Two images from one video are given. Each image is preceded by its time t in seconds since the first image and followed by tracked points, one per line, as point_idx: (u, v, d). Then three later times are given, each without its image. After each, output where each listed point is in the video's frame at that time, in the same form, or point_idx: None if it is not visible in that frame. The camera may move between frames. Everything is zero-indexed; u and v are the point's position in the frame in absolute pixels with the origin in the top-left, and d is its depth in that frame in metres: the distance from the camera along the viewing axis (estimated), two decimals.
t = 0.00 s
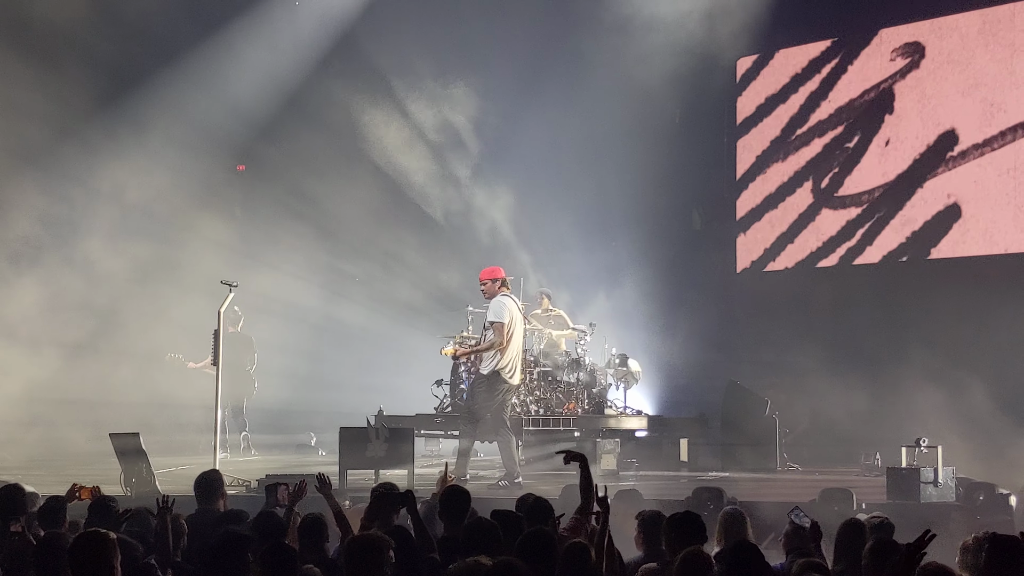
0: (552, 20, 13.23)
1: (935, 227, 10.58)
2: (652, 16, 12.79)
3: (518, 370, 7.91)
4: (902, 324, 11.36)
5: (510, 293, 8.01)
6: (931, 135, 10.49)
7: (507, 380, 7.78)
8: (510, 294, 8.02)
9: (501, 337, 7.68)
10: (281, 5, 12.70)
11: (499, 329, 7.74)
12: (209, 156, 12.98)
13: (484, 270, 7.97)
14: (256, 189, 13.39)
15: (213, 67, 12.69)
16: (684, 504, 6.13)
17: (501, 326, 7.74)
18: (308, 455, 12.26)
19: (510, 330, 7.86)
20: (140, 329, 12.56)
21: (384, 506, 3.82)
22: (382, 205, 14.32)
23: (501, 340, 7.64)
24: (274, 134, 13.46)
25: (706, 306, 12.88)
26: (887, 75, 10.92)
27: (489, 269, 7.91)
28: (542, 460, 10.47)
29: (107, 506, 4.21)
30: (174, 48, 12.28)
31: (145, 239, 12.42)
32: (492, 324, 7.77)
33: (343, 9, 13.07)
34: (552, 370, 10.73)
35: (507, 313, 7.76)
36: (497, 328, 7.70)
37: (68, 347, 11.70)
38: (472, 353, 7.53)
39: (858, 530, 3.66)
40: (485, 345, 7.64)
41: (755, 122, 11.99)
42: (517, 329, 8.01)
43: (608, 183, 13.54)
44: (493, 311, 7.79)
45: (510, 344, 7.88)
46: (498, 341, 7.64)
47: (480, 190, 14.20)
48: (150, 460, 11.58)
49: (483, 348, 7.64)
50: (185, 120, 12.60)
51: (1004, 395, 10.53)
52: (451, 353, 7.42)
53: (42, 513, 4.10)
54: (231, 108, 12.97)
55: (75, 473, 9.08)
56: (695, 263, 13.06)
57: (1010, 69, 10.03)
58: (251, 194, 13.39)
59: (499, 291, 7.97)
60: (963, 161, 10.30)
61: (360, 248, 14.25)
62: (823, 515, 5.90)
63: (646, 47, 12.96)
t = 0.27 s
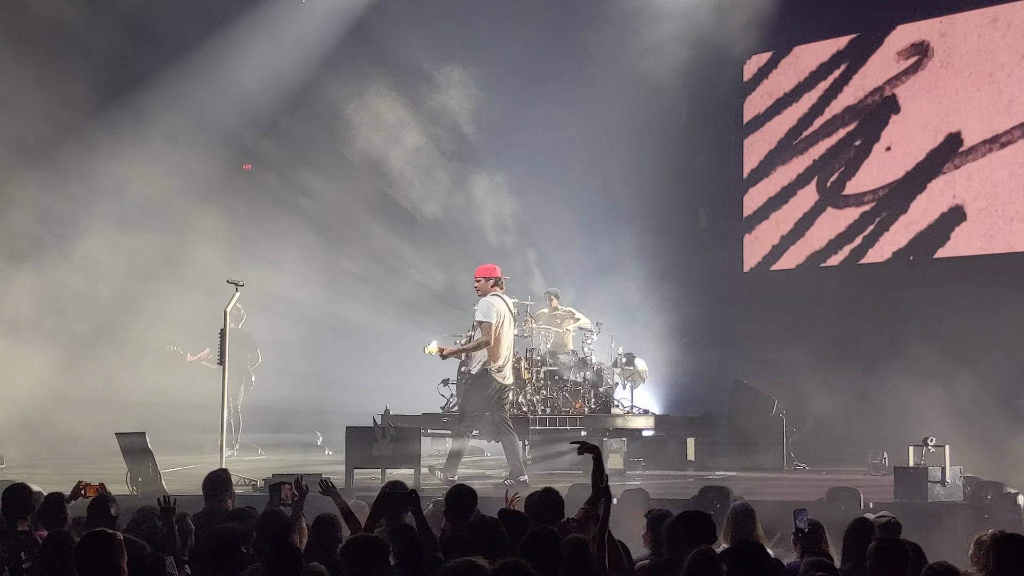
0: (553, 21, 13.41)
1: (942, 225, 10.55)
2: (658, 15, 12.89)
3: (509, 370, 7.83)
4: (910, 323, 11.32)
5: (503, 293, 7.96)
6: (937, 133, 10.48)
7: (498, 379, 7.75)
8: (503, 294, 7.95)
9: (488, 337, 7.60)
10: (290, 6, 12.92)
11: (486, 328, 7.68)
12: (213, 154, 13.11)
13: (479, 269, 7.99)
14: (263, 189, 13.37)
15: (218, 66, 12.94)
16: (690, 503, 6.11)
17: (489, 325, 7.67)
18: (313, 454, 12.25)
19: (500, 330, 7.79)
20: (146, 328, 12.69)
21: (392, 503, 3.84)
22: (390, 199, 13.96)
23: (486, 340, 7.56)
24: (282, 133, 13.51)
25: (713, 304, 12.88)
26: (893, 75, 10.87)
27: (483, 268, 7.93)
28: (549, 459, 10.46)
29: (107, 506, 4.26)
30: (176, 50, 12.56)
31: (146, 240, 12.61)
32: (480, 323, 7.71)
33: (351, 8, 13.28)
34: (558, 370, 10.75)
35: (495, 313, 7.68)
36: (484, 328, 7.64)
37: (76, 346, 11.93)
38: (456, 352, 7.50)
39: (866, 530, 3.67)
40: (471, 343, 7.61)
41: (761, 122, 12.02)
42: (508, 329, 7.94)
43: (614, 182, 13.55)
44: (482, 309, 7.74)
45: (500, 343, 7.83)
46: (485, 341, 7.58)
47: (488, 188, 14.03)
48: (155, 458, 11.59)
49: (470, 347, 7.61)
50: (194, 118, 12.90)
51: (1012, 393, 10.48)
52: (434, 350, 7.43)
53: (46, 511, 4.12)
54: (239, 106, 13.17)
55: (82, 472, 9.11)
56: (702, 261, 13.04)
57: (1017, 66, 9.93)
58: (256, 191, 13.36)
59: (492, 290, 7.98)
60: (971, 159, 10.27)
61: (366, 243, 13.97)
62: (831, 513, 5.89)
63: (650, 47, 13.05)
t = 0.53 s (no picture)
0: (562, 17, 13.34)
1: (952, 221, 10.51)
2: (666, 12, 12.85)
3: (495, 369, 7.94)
4: (921, 320, 11.30)
5: (491, 292, 8.03)
6: (947, 129, 10.47)
7: (487, 377, 7.87)
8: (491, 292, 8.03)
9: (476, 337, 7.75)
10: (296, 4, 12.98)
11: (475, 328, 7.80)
12: (221, 152, 13.47)
13: (465, 267, 8.00)
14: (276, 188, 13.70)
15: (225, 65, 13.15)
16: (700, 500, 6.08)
17: (478, 325, 7.79)
18: (323, 452, 12.31)
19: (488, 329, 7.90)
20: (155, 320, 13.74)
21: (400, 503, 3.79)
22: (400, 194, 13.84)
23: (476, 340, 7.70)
24: (291, 131, 13.57)
25: (723, 301, 12.87)
26: (904, 70, 10.86)
27: (470, 267, 7.95)
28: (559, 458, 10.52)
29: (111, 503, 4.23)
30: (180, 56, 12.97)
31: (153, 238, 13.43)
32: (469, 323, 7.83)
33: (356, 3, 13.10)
34: (567, 367, 10.77)
35: (483, 314, 7.80)
36: (473, 328, 7.77)
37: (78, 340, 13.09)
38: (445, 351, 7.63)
39: (876, 528, 3.67)
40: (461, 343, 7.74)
41: (770, 117, 11.97)
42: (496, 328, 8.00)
43: (624, 179, 13.51)
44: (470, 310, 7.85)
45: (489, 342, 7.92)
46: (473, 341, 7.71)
47: (498, 185, 13.81)
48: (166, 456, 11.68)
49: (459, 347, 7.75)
50: (203, 116, 13.25)
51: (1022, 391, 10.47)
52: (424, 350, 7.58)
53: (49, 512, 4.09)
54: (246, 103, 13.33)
55: (93, 470, 9.16)
56: (712, 258, 13.02)
57: None
58: (268, 190, 13.68)
59: (479, 289, 8.01)
60: (981, 155, 10.25)
61: (375, 239, 13.93)
62: (841, 511, 5.88)
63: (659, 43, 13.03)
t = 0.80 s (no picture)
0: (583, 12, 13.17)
1: (971, 218, 10.49)
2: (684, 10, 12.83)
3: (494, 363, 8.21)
4: (941, 316, 11.29)
5: (490, 287, 8.37)
6: (966, 126, 10.44)
7: (484, 369, 8.12)
8: (490, 288, 8.35)
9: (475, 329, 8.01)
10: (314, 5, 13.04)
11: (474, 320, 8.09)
12: (239, 154, 13.48)
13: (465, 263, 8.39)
14: (293, 187, 13.67)
15: (247, 62, 13.21)
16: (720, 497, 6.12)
17: (477, 318, 8.10)
18: (343, 450, 12.41)
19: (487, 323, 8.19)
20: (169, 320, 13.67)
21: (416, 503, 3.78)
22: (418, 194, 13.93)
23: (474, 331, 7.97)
24: (309, 131, 13.65)
25: (742, 296, 12.86)
26: (923, 66, 10.83)
27: (470, 262, 8.34)
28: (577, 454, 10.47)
29: (127, 502, 4.22)
30: (199, 55, 12.98)
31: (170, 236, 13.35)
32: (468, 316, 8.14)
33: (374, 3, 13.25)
34: (586, 364, 10.77)
35: (482, 306, 8.10)
36: (472, 320, 8.06)
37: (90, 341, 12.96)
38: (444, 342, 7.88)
39: (897, 524, 3.69)
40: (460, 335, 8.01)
41: (788, 115, 11.96)
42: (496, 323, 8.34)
43: (642, 176, 13.50)
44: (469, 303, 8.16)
45: (488, 337, 8.22)
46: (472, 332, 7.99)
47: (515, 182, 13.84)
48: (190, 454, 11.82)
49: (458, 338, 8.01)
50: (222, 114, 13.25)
51: None
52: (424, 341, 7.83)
53: (74, 507, 4.04)
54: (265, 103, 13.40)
55: (112, 468, 9.23)
56: (730, 254, 13.02)
57: None
58: (282, 188, 13.64)
59: (479, 284, 8.39)
60: (1001, 152, 10.23)
61: (394, 236, 14.03)
62: (860, 509, 5.86)
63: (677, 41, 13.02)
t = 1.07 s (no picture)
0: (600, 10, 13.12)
1: (992, 215, 10.49)
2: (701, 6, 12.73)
3: (497, 360, 8.23)
4: (962, 313, 11.28)
5: (493, 286, 8.33)
6: (986, 122, 10.41)
7: (489, 367, 8.13)
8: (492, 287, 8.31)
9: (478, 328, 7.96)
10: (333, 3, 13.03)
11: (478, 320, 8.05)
12: (257, 153, 13.52)
13: (467, 262, 8.34)
14: (312, 187, 13.76)
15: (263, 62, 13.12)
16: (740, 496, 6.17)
17: (480, 317, 8.06)
18: (363, 449, 12.50)
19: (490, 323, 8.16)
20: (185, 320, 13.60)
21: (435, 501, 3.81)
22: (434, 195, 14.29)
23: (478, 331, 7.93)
24: (328, 129, 13.69)
25: (761, 293, 12.77)
26: (942, 62, 10.77)
27: (472, 262, 8.29)
28: (596, 453, 10.46)
29: (147, 501, 4.12)
30: (213, 54, 12.93)
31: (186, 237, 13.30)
32: (472, 315, 8.09)
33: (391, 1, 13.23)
34: (605, 363, 10.75)
35: (485, 306, 8.07)
36: (475, 320, 8.02)
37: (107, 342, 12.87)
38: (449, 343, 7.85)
39: (917, 523, 3.70)
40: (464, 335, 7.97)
41: (807, 111, 11.87)
42: (497, 322, 8.29)
43: (660, 173, 13.44)
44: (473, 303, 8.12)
45: (491, 336, 8.19)
46: (477, 332, 7.95)
47: (536, 183, 14.00)
48: (212, 453, 11.92)
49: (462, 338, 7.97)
50: (240, 113, 13.23)
51: None
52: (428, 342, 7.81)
53: (96, 506, 3.92)
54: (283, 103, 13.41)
55: (132, 467, 9.30)
56: (748, 252, 12.94)
57: None
58: (302, 187, 13.74)
59: (481, 283, 8.36)
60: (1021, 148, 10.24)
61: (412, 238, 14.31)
62: (881, 507, 5.87)
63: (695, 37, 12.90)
